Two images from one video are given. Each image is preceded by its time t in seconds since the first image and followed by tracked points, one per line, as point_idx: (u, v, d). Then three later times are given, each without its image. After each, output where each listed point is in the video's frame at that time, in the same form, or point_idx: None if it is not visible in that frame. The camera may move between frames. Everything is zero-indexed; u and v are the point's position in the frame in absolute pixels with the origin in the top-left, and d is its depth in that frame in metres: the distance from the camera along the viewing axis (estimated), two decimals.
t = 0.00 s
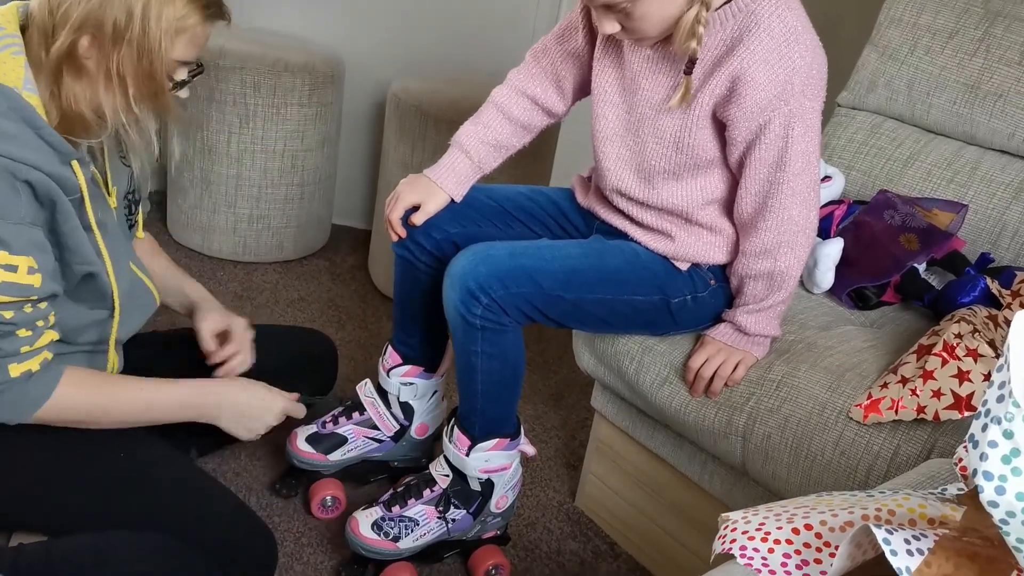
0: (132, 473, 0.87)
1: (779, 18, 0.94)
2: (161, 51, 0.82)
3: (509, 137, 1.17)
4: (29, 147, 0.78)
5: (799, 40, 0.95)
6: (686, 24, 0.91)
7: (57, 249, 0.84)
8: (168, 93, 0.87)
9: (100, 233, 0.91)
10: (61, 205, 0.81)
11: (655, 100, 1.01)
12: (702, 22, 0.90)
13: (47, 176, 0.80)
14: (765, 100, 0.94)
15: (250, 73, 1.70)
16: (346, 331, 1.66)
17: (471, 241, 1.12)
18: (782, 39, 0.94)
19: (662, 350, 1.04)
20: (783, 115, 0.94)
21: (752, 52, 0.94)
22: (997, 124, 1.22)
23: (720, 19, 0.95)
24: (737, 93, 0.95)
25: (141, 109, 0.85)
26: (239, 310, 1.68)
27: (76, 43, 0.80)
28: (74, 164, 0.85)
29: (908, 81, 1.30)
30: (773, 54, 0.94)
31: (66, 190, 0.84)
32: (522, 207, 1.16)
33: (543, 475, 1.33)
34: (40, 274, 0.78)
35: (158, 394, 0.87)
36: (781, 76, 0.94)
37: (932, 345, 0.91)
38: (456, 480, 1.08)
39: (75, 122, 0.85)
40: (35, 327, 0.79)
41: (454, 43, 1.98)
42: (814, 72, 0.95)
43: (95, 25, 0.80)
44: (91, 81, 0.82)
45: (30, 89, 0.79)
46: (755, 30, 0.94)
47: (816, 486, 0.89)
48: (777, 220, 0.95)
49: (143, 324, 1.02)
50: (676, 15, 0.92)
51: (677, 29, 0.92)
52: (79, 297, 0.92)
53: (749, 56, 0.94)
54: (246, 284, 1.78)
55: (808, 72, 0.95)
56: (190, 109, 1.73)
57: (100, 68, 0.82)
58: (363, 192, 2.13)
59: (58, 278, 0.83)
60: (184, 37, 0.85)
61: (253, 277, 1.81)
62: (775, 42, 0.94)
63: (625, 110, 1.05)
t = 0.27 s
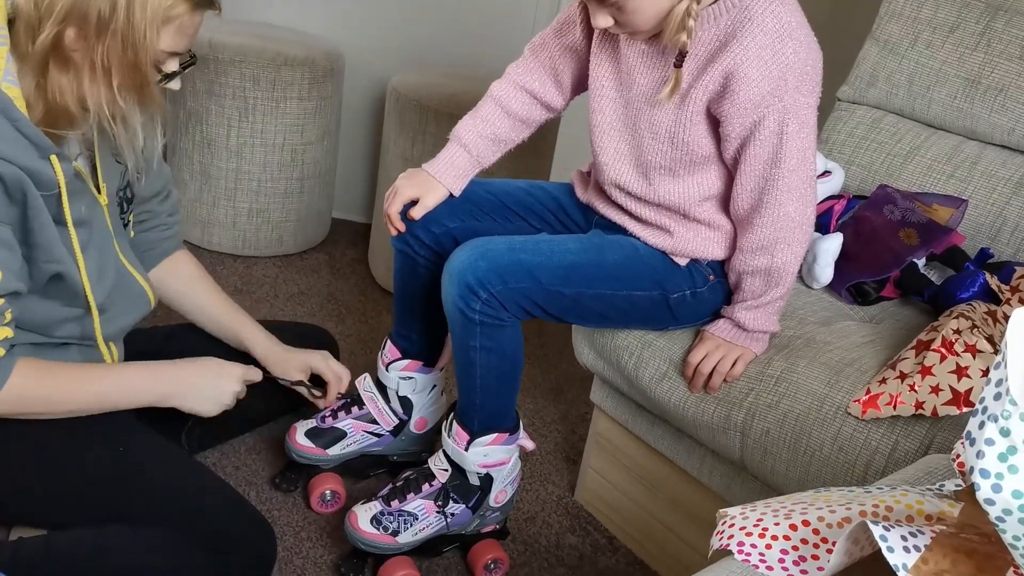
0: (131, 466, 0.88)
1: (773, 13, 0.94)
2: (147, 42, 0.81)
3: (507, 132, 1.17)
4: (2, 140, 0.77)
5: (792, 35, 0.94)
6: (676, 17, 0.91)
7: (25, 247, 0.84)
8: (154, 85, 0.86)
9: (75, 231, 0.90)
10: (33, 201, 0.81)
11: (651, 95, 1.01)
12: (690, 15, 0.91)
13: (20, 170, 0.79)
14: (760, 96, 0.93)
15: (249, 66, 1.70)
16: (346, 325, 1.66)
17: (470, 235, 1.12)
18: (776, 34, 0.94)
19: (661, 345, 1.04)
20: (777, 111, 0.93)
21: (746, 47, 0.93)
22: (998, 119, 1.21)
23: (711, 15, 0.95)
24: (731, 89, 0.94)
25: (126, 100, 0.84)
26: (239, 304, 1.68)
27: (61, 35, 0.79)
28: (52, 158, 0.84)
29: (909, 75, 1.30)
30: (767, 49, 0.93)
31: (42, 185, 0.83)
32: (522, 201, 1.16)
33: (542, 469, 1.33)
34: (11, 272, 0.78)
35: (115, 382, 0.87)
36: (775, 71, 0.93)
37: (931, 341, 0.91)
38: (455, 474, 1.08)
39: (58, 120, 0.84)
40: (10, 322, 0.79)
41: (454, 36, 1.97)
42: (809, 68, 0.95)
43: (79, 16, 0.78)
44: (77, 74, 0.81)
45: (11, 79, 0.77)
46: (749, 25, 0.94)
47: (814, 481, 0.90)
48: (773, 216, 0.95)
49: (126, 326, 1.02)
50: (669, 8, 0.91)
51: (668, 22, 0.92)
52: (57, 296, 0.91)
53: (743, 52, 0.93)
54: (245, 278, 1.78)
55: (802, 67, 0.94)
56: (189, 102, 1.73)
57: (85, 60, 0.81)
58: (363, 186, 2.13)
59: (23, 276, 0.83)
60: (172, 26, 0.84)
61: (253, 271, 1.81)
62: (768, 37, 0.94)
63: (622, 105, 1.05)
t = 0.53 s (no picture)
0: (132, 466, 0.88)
1: (773, 13, 0.94)
2: (150, 60, 0.81)
3: (508, 131, 1.17)
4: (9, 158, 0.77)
5: (791, 35, 0.95)
6: (676, 17, 0.91)
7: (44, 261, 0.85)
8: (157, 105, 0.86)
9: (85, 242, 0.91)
10: (44, 219, 0.81)
11: (651, 94, 1.01)
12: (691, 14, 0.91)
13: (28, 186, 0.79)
14: (759, 96, 0.93)
15: (249, 65, 1.70)
16: (346, 323, 1.66)
17: (471, 235, 1.12)
18: (775, 34, 0.94)
19: (661, 344, 1.04)
20: (777, 110, 0.94)
21: (745, 47, 0.93)
22: (998, 118, 1.22)
23: (711, 15, 0.95)
24: (730, 88, 0.95)
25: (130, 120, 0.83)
26: (240, 303, 1.68)
27: (65, 53, 0.79)
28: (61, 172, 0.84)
29: (909, 74, 1.30)
30: (766, 49, 0.93)
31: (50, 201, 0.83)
32: (522, 201, 1.16)
33: (543, 467, 1.33)
34: (31, 287, 0.79)
35: (157, 398, 0.87)
36: (775, 71, 0.93)
37: (931, 340, 0.91)
38: (455, 473, 1.09)
39: (63, 136, 0.83)
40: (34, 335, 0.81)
41: (454, 35, 1.97)
42: (808, 67, 0.95)
43: (84, 35, 0.79)
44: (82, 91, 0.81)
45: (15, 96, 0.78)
46: (748, 25, 0.94)
47: (814, 480, 0.90)
48: (773, 215, 0.95)
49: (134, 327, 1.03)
50: (669, 7, 0.91)
51: (667, 21, 0.92)
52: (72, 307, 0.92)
53: (742, 52, 0.93)
54: (245, 277, 1.78)
55: (801, 67, 0.94)
56: (189, 101, 1.73)
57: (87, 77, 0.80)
58: (363, 184, 2.13)
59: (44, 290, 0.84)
60: (177, 43, 0.84)
61: (253, 270, 1.81)
62: (768, 37, 0.94)
63: (622, 105, 1.05)
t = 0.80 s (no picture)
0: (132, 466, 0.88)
1: (773, 12, 0.94)
2: (165, 84, 0.81)
3: (508, 132, 1.17)
4: (54, 181, 0.77)
5: (791, 34, 0.95)
6: (676, 16, 0.91)
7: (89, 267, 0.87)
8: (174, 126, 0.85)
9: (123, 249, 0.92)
10: (92, 235, 0.82)
11: (651, 94, 1.01)
12: (691, 14, 0.91)
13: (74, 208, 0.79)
14: (759, 95, 0.94)
15: (250, 65, 1.70)
16: (347, 323, 1.66)
17: (471, 235, 1.12)
18: (775, 33, 0.94)
19: (661, 344, 1.04)
20: (777, 110, 0.94)
21: (745, 46, 0.93)
22: (998, 118, 1.22)
23: (711, 14, 0.95)
24: (730, 88, 0.95)
25: (147, 145, 0.83)
26: (240, 302, 1.68)
27: (83, 77, 0.79)
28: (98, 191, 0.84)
29: (908, 74, 1.30)
30: (766, 48, 0.94)
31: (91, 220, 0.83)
32: (522, 201, 1.16)
33: (543, 467, 1.34)
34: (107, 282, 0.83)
35: (215, 409, 0.90)
36: (774, 70, 0.93)
37: (930, 340, 0.91)
38: (456, 473, 1.09)
39: (84, 155, 0.84)
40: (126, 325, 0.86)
41: (454, 35, 1.97)
42: (808, 66, 0.95)
43: (100, 60, 0.78)
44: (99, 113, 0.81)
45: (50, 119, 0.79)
46: (748, 25, 0.94)
47: (814, 480, 0.90)
48: (773, 214, 0.96)
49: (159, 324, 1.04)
50: (669, 6, 0.92)
51: (667, 20, 0.92)
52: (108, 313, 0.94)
53: (742, 51, 0.94)
54: (246, 276, 1.78)
55: (801, 66, 0.94)
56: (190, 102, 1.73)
57: (104, 101, 0.80)
58: (363, 184, 2.13)
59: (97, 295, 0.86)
60: (194, 65, 0.83)
61: (254, 270, 1.82)
62: (767, 36, 0.94)
63: (623, 105, 1.05)
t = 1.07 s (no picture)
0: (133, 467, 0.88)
1: (773, 12, 0.94)
2: (197, 104, 0.82)
3: (509, 132, 1.17)
4: (82, 189, 0.78)
5: (792, 34, 0.95)
6: (676, 16, 0.91)
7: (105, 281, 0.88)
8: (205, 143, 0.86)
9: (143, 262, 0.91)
10: (112, 247, 0.82)
11: (652, 94, 1.01)
12: (692, 13, 0.91)
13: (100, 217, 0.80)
14: (759, 95, 0.94)
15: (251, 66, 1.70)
16: (347, 323, 1.66)
17: (472, 235, 1.12)
18: (776, 33, 0.94)
19: (662, 344, 1.04)
20: (777, 109, 0.94)
21: (746, 46, 0.93)
22: (998, 117, 1.22)
23: (711, 14, 0.95)
24: (730, 87, 0.95)
25: (175, 160, 0.85)
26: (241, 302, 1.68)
27: (117, 94, 0.80)
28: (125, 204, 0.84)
29: (909, 74, 1.30)
30: (767, 47, 0.94)
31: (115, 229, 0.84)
32: (522, 201, 1.17)
33: (543, 466, 1.34)
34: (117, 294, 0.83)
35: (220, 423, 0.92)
36: (775, 69, 0.93)
37: (931, 340, 0.91)
38: (456, 473, 1.09)
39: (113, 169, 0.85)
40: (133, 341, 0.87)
41: (455, 35, 1.97)
42: (808, 66, 0.95)
43: (135, 78, 0.80)
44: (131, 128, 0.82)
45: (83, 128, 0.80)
46: (748, 24, 0.94)
47: (815, 480, 0.90)
48: (774, 214, 0.96)
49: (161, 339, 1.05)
50: (670, 6, 0.92)
51: (668, 20, 0.93)
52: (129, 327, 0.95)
53: (742, 51, 0.93)
54: (247, 276, 1.78)
55: (801, 65, 0.94)
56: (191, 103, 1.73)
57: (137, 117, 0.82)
58: (364, 184, 2.13)
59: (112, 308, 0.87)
60: (227, 86, 0.84)
61: (255, 270, 1.82)
62: (767, 36, 0.94)
63: (624, 104, 1.05)
